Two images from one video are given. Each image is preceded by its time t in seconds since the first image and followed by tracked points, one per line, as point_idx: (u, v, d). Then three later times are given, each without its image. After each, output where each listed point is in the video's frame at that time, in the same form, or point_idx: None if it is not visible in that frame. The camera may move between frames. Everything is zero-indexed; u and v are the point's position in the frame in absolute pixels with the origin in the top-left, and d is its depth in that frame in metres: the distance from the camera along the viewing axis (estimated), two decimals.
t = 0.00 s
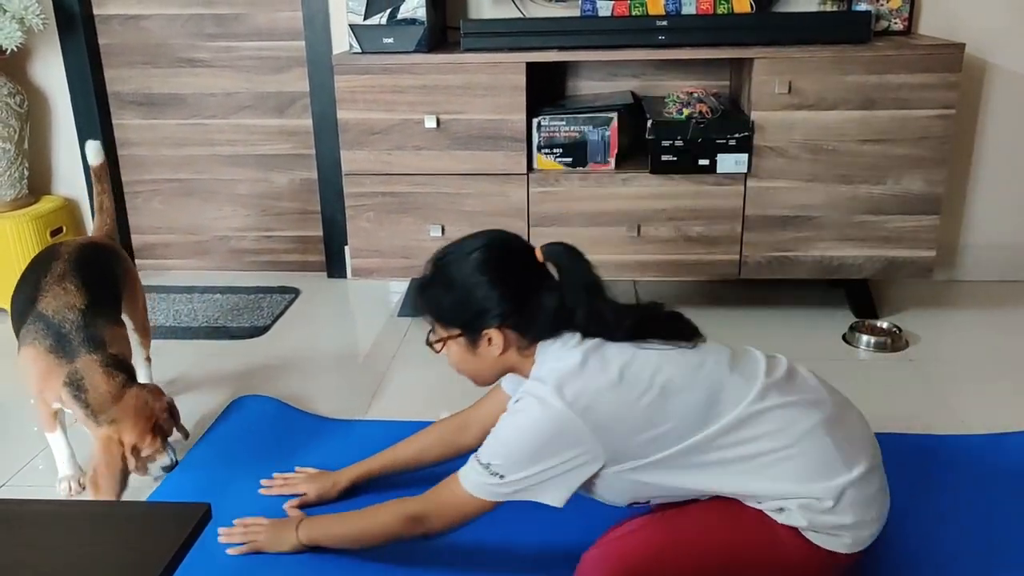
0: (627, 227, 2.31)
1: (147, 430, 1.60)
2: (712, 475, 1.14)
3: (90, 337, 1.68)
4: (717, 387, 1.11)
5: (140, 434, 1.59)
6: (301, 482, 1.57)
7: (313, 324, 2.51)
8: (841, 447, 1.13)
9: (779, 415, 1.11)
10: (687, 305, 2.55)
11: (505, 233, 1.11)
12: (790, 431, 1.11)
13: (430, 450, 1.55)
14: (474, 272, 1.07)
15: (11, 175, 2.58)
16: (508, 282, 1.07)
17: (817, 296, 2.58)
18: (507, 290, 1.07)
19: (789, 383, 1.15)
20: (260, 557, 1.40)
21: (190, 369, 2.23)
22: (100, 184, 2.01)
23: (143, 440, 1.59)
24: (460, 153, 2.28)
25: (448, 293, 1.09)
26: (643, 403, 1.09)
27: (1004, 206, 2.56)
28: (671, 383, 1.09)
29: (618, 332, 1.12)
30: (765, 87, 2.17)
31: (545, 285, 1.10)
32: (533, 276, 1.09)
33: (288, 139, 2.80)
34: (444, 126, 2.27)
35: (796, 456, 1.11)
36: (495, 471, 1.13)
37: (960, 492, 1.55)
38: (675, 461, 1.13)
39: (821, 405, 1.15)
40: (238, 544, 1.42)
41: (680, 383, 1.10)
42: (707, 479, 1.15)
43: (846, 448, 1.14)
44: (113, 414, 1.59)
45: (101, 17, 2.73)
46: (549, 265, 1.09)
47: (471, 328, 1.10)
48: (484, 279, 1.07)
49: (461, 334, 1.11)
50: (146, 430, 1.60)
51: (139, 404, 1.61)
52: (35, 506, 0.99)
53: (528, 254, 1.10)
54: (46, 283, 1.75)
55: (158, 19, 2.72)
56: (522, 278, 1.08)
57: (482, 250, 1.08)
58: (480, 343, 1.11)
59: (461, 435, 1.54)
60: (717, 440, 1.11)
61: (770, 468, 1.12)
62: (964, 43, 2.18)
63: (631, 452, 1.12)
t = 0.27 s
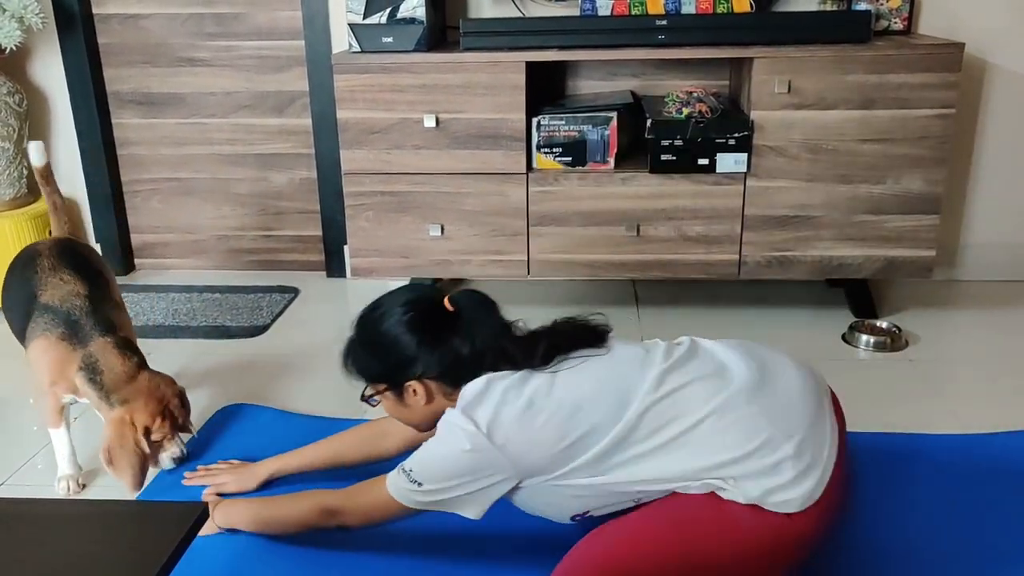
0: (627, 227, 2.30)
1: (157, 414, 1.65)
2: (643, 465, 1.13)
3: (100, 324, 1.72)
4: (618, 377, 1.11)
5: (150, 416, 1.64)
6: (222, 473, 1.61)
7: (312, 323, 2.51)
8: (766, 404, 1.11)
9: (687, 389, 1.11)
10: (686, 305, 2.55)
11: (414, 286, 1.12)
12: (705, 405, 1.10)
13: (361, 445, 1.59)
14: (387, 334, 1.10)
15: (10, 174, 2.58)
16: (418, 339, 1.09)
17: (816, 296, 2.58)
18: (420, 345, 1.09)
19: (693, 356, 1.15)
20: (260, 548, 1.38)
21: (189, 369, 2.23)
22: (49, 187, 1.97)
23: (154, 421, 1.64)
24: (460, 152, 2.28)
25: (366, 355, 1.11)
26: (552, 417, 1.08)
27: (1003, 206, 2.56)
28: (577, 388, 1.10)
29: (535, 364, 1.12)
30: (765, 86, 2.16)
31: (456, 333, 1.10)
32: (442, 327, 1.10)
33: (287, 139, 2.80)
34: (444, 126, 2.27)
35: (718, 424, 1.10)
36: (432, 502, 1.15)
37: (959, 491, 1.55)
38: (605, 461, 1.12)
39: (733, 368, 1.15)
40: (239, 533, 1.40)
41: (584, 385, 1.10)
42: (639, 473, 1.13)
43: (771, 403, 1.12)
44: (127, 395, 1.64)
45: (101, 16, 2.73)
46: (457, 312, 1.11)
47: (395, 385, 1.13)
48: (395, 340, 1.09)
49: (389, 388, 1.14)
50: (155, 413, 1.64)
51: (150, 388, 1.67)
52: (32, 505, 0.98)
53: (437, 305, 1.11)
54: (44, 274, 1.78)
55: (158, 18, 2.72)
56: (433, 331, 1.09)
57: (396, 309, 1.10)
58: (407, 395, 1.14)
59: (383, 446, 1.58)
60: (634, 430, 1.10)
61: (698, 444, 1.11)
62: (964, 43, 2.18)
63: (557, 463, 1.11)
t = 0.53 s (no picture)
0: (626, 227, 2.30)
1: (160, 406, 1.62)
2: (611, 474, 1.16)
3: (115, 314, 1.73)
4: (569, 397, 1.17)
5: (151, 408, 1.60)
6: (183, 467, 1.64)
7: (311, 323, 2.51)
8: (710, 389, 1.14)
9: (631, 392, 1.16)
10: (686, 305, 2.55)
11: (387, 344, 1.24)
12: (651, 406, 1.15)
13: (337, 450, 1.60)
14: (363, 389, 1.21)
15: (9, 174, 2.58)
16: (391, 390, 1.20)
17: (816, 296, 2.58)
18: (394, 397, 1.20)
19: (634, 363, 1.21)
20: (260, 548, 1.38)
21: (188, 368, 2.23)
22: (53, 180, 1.97)
23: (152, 413, 1.60)
24: (459, 152, 2.28)
25: (348, 411, 1.23)
26: (511, 447, 1.15)
27: (1003, 205, 2.56)
28: (532, 420, 1.16)
29: (503, 404, 1.20)
30: (764, 86, 2.16)
31: (427, 382, 1.21)
32: (413, 378, 1.21)
33: (286, 138, 2.79)
34: (443, 125, 2.26)
35: (669, 419, 1.14)
36: (423, 537, 1.20)
37: (958, 488, 1.54)
38: (574, 479, 1.15)
39: (673, 366, 1.19)
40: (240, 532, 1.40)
41: (537, 415, 1.17)
42: (611, 485, 1.16)
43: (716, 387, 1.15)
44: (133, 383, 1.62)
45: (100, 16, 2.73)
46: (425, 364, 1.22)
47: (376, 436, 1.23)
48: (371, 393, 1.20)
49: (370, 440, 1.25)
50: (157, 406, 1.61)
51: (159, 380, 1.65)
52: (29, 505, 0.98)
53: (408, 358, 1.22)
54: (62, 270, 1.79)
55: (157, 18, 2.72)
56: (404, 383, 1.20)
57: (371, 365, 1.22)
58: (388, 445, 1.24)
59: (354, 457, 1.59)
60: (591, 441, 1.14)
61: (656, 442, 1.14)
62: (963, 42, 2.18)
63: (528, 491, 1.15)
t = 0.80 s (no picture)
0: (626, 227, 2.30)
1: (144, 415, 1.60)
2: (616, 485, 1.15)
3: (108, 316, 1.73)
4: (570, 408, 1.18)
5: (135, 417, 1.59)
6: (182, 468, 1.63)
7: (311, 323, 2.50)
8: (711, 396, 1.14)
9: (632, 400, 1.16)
10: (686, 305, 2.54)
11: (398, 367, 1.27)
12: (652, 414, 1.14)
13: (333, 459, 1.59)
14: (376, 412, 1.23)
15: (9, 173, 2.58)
16: (404, 412, 1.22)
17: (816, 296, 2.57)
18: (407, 418, 1.22)
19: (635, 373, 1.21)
20: (260, 550, 1.38)
21: (187, 369, 2.22)
22: (46, 180, 2.02)
23: (135, 422, 1.58)
24: (459, 151, 2.28)
25: (360, 433, 1.24)
26: (512, 458, 1.16)
27: (1003, 206, 2.55)
28: (535, 433, 1.17)
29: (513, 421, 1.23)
30: (764, 86, 2.16)
31: (438, 403, 1.23)
32: (425, 399, 1.23)
33: (286, 139, 2.79)
34: (443, 125, 2.26)
35: (672, 427, 1.13)
36: (428, 548, 1.20)
37: (959, 489, 1.54)
38: (578, 490, 1.14)
39: (675, 375, 1.19)
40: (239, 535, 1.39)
41: (541, 427, 1.18)
42: (616, 496, 1.15)
43: (718, 394, 1.14)
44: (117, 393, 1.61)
45: (99, 16, 2.73)
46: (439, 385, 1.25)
47: (388, 458, 1.25)
48: (385, 415, 1.23)
49: (382, 462, 1.26)
50: (142, 415, 1.59)
51: (144, 389, 1.63)
52: (28, 504, 0.98)
53: (420, 380, 1.25)
54: (64, 265, 1.80)
55: (157, 17, 2.72)
56: (417, 404, 1.23)
57: (383, 387, 1.24)
58: (401, 467, 1.25)
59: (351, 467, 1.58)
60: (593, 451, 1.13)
61: (660, 451, 1.13)
62: (963, 42, 2.17)
63: (531, 502, 1.15)
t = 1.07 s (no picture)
0: (626, 227, 2.30)
1: (148, 416, 1.63)
2: (616, 486, 1.15)
3: (103, 318, 1.73)
4: (570, 408, 1.18)
5: (140, 418, 1.62)
6: (182, 468, 1.63)
7: (311, 323, 2.50)
8: (711, 397, 1.14)
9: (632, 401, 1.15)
10: (686, 305, 2.54)
11: (400, 368, 1.27)
12: (652, 415, 1.14)
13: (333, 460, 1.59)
14: (377, 412, 1.24)
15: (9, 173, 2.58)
16: (405, 413, 1.22)
17: (816, 296, 2.57)
18: (407, 418, 1.22)
19: (635, 372, 1.20)
20: (260, 550, 1.38)
21: (187, 369, 2.22)
22: (60, 180, 2.03)
23: (141, 424, 1.62)
24: (458, 151, 2.28)
25: (362, 435, 1.25)
26: (512, 459, 1.15)
27: (1003, 206, 2.55)
28: (534, 433, 1.17)
29: (513, 420, 1.22)
30: (764, 86, 2.16)
31: (438, 404, 1.23)
32: (426, 400, 1.23)
33: (286, 139, 2.79)
34: (442, 125, 2.26)
35: (672, 428, 1.13)
36: (430, 549, 1.20)
37: (958, 489, 1.54)
38: (578, 491, 1.14)
39: (674, 374, 1.19)
40: (239, 536, 1.39)
41: (540, 428, 1.17)
42: (616, 496, 1.15)
43: (718, 395, 1.14)
44: (120, 395, 1.63)
45: (100, 15, 2.73)
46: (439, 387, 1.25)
47: (389, 459, 1.25)
48: (386, 416, 1.23)
49: (383, 462, 1.26)
50: (146, 416, 1.63)
51: (146, 391, 1.66)
52: (27, 504, 0.98)
53: (421, 382, 1.25)
54: (58, 266, 1.80)
55: (157, 17, 2.72)
56: (417, 405, 1.23)
57: (385, 387, 1.25)
58: (401, 467, 1.26)
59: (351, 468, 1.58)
60: (593, 452, 1.13)
61: (660, 452, 1.13)
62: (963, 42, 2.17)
63: (531, 503, 1.15)
